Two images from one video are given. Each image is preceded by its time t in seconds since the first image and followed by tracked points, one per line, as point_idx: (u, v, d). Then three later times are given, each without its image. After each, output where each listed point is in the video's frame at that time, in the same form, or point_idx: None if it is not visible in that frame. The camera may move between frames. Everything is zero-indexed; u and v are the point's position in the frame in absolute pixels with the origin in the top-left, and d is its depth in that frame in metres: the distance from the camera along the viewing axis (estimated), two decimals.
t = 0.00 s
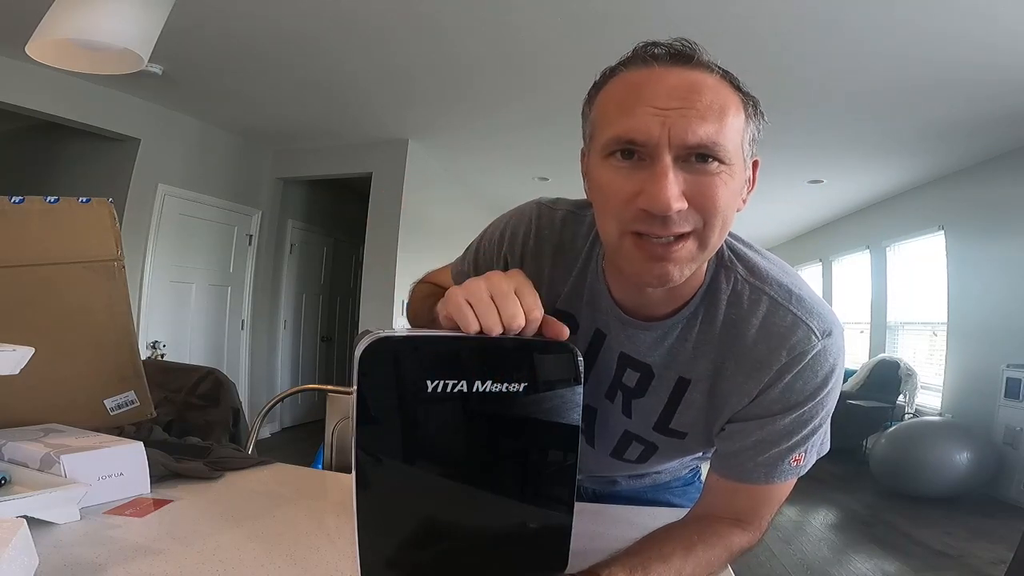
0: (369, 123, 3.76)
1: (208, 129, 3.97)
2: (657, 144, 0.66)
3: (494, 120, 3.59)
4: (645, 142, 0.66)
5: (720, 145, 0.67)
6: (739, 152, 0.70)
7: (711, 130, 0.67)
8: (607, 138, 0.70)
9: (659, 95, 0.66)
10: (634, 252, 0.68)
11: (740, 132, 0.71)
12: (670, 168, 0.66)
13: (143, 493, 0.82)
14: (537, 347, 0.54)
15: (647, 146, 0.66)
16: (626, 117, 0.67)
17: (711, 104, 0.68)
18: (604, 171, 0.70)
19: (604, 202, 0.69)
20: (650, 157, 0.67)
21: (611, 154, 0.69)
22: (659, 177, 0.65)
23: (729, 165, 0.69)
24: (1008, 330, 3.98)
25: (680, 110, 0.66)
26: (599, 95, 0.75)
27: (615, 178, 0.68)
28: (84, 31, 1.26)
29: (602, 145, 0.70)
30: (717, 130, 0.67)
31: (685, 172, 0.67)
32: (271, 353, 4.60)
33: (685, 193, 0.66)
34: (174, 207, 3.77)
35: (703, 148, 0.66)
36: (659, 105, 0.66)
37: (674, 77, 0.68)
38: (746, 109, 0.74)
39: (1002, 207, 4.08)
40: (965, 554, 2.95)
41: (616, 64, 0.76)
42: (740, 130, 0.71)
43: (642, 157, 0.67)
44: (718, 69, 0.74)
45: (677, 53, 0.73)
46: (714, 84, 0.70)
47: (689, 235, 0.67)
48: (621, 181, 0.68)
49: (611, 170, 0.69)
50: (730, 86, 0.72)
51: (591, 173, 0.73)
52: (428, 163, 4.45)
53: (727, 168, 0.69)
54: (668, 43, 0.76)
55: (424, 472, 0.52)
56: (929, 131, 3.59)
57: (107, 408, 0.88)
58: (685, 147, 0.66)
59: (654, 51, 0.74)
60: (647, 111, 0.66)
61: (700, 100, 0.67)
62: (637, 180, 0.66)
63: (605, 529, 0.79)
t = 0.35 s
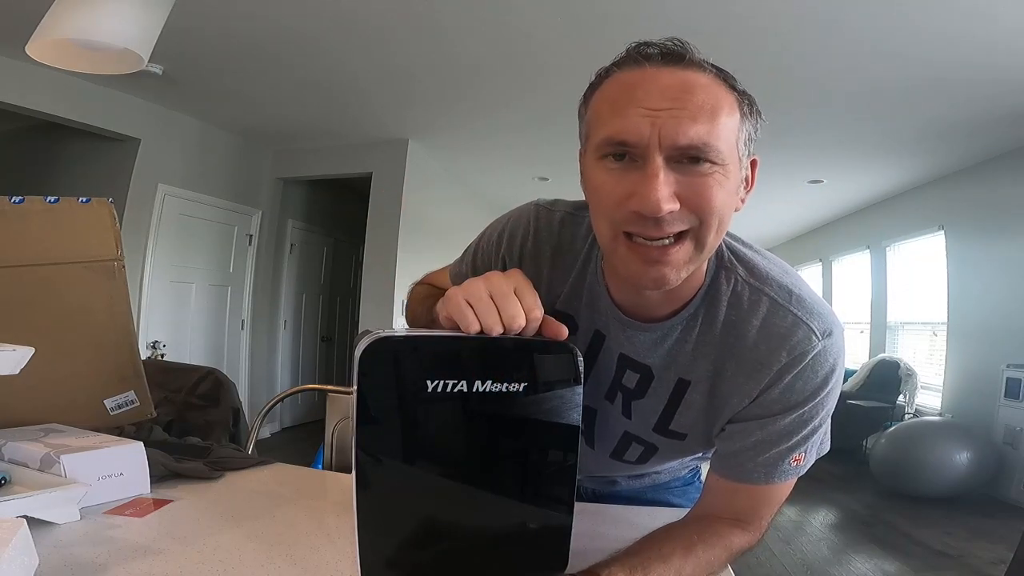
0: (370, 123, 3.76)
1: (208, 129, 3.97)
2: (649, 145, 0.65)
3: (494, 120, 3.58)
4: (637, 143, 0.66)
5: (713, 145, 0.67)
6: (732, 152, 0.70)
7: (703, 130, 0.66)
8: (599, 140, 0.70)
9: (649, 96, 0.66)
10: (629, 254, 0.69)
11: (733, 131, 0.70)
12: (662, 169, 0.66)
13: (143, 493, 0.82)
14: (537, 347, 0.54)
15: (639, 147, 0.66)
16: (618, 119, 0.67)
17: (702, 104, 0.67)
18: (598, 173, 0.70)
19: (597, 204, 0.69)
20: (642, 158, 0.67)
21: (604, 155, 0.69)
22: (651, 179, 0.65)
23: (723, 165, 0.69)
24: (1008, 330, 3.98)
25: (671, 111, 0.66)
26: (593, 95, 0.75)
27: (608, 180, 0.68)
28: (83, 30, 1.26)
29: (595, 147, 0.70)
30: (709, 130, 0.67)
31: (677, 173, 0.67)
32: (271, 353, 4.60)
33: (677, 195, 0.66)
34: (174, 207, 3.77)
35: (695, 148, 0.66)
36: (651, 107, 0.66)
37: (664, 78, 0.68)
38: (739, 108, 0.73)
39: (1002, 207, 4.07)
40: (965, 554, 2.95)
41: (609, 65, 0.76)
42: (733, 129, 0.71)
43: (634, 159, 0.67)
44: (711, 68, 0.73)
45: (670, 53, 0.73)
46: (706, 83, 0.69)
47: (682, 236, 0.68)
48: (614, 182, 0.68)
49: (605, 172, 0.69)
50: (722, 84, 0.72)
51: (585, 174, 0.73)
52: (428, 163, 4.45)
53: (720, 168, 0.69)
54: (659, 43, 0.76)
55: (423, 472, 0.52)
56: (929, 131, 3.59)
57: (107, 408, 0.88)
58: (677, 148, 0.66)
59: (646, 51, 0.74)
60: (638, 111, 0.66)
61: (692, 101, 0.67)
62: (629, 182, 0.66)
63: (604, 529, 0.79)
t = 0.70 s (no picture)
0: (370, 123, 3.75)
1: (208, 129, 3.97)
2: (582, 147, 0.68)
3: (494, 120, 3.58)
4: (575, 146, 0.70)
5: (645, 147, 0.66)
6: (676, 153, 0.68)
7: (632, 131, 0.66)
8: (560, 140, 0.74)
9: (591, 99, 0.69)
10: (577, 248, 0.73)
11: (679, 132, 0.68)
12: (593, 169, 0.68)
13: (143, 493, 0.82)
14: (537, 347, 0.54)
15: (576, 150, 0.70)
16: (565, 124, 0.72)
17: (640, 106, 0.67)
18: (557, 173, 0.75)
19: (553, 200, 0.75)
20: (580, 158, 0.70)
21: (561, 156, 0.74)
22: (581, 179, 0.68)
23: (658, 165, 0.67)
24: (1008, 330, 3.98)
25: (602, 114, 0.67)
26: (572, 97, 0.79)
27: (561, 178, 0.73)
28: (83, 30, 1.26)
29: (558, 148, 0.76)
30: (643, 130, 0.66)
31: (612, 173, 0.67)
32: (271, 353, 4.60)
33: (606, 194, 0.67)
34: (174, 207, 3.77)
35: (622, 148, 0.66)
36: (587, 110, 0.68)
37: (606, 81, 0.69)
38: (697, 107, 0.71)
39: (1002, 207, 4.07)
40: (965, 554, 2.95)
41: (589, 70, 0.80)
42: (680, 128, 0.69)
43: (575, 160, 0.71)
44: (673, 67, 0.72)
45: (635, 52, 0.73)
46: (652, 83, 0.69)
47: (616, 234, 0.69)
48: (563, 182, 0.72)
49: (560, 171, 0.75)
50: (677, 82, 0.70)
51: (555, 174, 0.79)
52: (428, 163, 4.44)
53: (657, 170, 0.67)
54: (632, 44, 0.76)
55: (424, 472, 0.52)
56: (929, 131, 3.59)
57: (107, 408, 0.88)
58: (606, 149, 0.67)
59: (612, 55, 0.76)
60: (577, 116, 0.69)
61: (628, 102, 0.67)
62: (568, 182, 0.71)
63: (604, 529, 0.79)
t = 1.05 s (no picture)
0: (370, 123, 3.75)
1: (208, 129, 3.97)
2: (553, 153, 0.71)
3: (494, 120, 3.58)
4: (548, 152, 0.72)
5: (605, 156, 0.68)
6: (639, 161, 0.69)
7: (593, 140, 0.67)
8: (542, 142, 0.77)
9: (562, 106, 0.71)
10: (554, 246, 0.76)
11: (641, 141, 0.69)
12: (561, 175, 0.70)
13: (143, 492, 0.82)
14: (537, 347, 0.54)
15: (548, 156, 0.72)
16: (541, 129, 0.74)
17: (604, 114, 0.68)
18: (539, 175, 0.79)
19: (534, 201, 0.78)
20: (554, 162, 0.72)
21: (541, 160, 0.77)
22: (550, 184, 0.71)
23: (620, 174, 0.68)
24: (1008, 330, 3.98)
25: (568, 122, 0.69)
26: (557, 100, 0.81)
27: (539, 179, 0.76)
28: (83, 30, 1.26)
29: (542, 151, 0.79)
30: (605, 138, 0.67)
31: (578, 178, 0.69)
32: (271, 353, 4.60)
33: (572, 200, 0.69)
34: (174, 207, 3.77)
35: (585, 157, 0.68)
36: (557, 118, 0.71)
37: (575, 91, 0.71)
38: (662, 117, 0.71)
39: (1002, 208, 4.07)
40: (965, 554, 2.95)
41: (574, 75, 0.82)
42: (644, 138, 0.69)
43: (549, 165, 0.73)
44: (642, 75, 0.72)
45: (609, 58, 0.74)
46: (619, 92, 0.69)
47: (583, 237, 0.71)
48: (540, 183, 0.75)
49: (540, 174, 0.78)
50: (643, 91, 0.71)
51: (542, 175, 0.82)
52: (428, 163, 4.44)
53: (618, 177, 0.68)
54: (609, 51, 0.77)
55: (424, 472, 0.52)
56: (929, 131, 3.59)
57: (107, 408, 0.88)
58: (572, 156, 0.69)
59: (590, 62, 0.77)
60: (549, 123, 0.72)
61: (592, 111, 0.68)
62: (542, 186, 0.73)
63: (604, 529, 0.79)
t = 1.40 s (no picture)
0: (370, 123, 3.75)
1: (208, 129, 3.97)
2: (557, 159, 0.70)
3: (494, 120, 3.58)
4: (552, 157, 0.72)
5: (611, 160, 0.67)
6: (646, 167, 0.69)
7: (598, 146, 0.67)
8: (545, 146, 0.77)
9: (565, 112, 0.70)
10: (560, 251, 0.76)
11: (647, 146, 0.69)
12: (566, 181, 0.70)
13: (143, 493, 0.82)
14: (536, 347, 0.54)
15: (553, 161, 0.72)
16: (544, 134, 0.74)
17: (610, 121, 0.68)
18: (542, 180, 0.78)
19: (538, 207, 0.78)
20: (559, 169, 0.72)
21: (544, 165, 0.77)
22: (555, 190, 0.71)
23: (626, 180, 0.68)
24: (1008, 330, 3.98)
25: (572, 128, 0.69)
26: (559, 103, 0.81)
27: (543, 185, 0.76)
28: (84, 30, 1.26)
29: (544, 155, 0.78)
30: (611, 144, 0.67)
31: (584, 185, 0.69)
32: (271, 353, 4.60)
33: (578, 205, 0.69)
34: (174, 207, 3.77)
35: (590, 162, 0.68)
36: (561, 124, 0.70)
37: (578, 95, 0.71)
38: (667, 120, 0.71)
39: (1002, 208, 4.07)
40: (965, 554, 2.95)
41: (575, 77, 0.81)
42: (649, 143, 0.69)
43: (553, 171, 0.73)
44: (645, 79, 0.72)
45: (613, 62, 0.73)
46: (623, 98, 0.69)
47: (589, 243, 0.71)
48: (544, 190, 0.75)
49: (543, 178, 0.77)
50: (646, 95, 0.71)
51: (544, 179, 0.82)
52: (428, 163, 4.44)
53: (624, 182, 0.68)
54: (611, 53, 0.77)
55: (424, 472, 0.52)
56: (929, 131, 3.59)
57: (107, 408, 0.88)
58: (577, 162, 0.68)
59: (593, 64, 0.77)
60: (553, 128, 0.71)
61: (597, 116, 0.68)
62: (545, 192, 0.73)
63: (604, 529, 0.79)
